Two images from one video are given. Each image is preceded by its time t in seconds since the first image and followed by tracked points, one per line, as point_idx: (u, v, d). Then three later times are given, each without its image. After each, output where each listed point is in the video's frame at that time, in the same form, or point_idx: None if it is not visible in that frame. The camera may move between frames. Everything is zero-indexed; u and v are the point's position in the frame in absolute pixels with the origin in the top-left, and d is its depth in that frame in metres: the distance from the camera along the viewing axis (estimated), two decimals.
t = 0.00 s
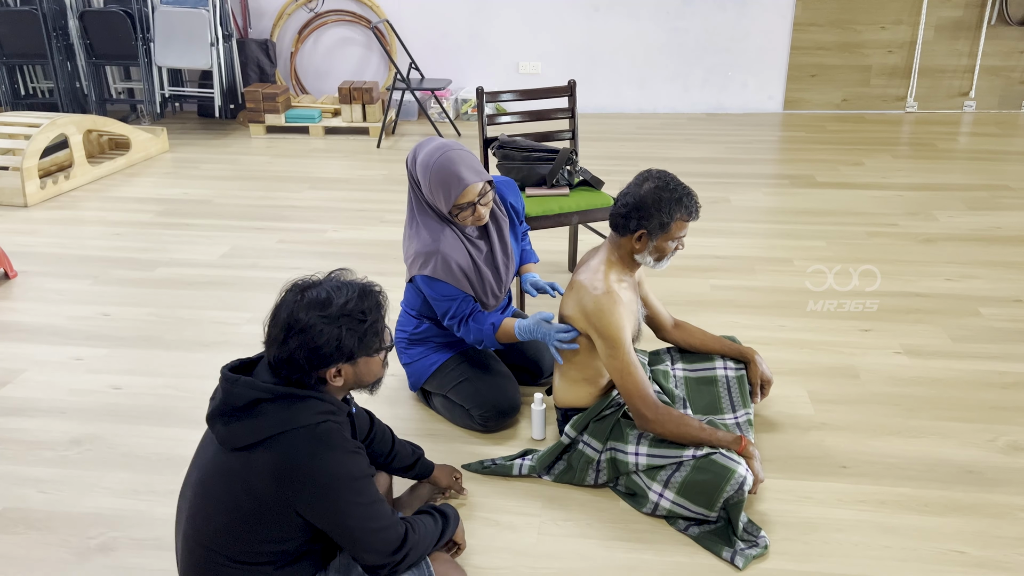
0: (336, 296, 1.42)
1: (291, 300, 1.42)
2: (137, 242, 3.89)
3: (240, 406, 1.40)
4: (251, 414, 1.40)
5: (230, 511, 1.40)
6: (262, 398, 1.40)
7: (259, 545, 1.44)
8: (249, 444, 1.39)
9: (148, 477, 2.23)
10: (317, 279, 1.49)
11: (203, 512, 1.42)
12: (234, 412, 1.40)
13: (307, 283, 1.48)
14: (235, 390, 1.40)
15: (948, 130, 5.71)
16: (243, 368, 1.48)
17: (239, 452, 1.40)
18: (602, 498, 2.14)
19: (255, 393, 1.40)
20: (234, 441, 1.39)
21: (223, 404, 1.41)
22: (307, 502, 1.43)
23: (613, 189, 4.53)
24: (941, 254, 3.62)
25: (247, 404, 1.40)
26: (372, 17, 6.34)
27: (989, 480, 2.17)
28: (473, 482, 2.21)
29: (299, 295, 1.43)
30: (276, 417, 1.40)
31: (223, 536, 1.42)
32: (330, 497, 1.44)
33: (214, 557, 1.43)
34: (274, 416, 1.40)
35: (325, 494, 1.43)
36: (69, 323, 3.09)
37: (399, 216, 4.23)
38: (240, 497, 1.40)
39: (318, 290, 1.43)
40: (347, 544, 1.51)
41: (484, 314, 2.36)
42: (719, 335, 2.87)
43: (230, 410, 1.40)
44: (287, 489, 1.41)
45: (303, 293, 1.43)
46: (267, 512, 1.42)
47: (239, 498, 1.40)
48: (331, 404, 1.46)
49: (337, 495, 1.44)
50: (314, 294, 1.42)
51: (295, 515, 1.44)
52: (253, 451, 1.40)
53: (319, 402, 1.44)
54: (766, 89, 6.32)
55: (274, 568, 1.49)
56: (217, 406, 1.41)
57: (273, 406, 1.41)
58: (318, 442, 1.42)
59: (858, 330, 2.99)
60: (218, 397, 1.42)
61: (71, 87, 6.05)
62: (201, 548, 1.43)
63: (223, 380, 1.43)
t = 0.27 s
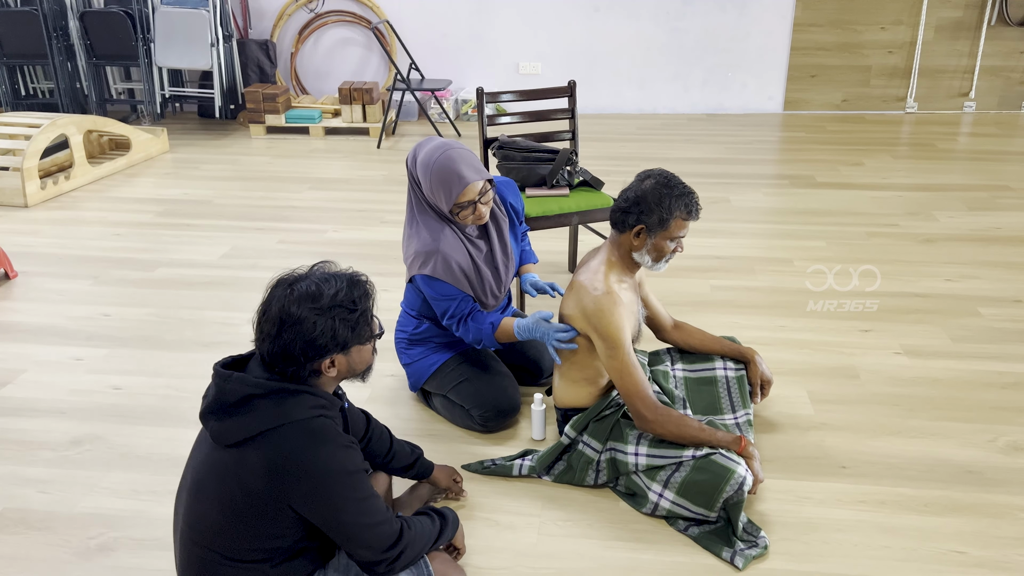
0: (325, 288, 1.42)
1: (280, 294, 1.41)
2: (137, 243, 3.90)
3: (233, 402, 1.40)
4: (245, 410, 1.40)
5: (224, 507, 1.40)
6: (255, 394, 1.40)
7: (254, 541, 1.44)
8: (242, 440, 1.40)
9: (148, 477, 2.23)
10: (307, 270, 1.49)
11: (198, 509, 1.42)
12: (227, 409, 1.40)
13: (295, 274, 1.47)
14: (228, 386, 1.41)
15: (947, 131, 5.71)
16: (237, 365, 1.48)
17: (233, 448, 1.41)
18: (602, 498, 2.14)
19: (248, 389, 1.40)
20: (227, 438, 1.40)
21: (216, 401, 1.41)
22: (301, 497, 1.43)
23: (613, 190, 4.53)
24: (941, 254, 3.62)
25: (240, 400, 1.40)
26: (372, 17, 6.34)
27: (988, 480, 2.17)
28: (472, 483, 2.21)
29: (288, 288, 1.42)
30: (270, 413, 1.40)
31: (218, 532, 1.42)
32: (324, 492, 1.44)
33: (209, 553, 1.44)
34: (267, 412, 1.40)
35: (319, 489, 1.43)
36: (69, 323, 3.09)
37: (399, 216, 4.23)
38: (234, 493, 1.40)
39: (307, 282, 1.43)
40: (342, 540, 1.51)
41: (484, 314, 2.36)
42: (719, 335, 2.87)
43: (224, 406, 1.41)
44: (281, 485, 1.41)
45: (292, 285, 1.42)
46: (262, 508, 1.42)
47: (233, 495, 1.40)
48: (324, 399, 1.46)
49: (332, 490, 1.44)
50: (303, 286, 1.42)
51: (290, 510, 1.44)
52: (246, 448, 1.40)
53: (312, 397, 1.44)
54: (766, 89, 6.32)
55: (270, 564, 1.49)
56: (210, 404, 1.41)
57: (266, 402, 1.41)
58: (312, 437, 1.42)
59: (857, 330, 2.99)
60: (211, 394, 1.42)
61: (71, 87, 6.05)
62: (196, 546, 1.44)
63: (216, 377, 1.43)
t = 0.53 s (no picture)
0: (326, 284, 1.43)
1: (282, 288, 1.43)
2: (138, 243, 3.90)
3: (234, 401, 1.40)
4: (245, 408, 1.40)
5: (224, 506, 1.40)
6: (255, 393, 1.40)
7: (254, 539, 1.44)
8: (242, 438, 1.40)
9: (149, 477, 2.23)
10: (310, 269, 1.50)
11: (199, 508, 1.42)
12: (227, 408, 1.40)
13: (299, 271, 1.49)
14: (229, 385, 1.41)
15: (948, 131, 5.71)
16: (239, 363, 1.48)
17: (234, 446, 1.41)
18: (602, 499, 2.14)
19: (248, 387, 1.40)
20: (227, 436, 1.40)
21: (217, 399, 1.41)
22: (301, 495, 1.43)
23: (614, 190, 4.53)
24: (941, 255, 3.62)
25: (240, 399, 1.40)
26: (373, 18, 6.35)
27: (989, 480, 2.17)
28: (473, 483, 2.21)
29: (291, 283, 1.43)
30: (271, 411, 1.40)
31: (218, 531, 1.42)
32: (325, 490, 1.44)
33: (209, 552, 1.43)
34: (267, 410, 1.40)
35: (320, 487, 1.43)
36: (70, 323, 3.09)
37: (399, 217, 4.23)
38: (235, 492, 1.40)
39: (309, 278, 1.44)
40: (343, 538, 1.51)
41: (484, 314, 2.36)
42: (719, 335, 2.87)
43: (225, 404, 1.41)
44: (281, 483, 1.41)
45: (295, 280, 1.44)
46: (262, 506, 1.42)
47: (234, 493, 1.40)
48: (324, 397, 1.46)
49: (332, 488, 1.44)
50: (305, 281, 1.43)
51: (290, 509, 1.44)
52: (247, 446, 1.40)
53: (311, 396, 1.44)
54: (767, 90, 6.32)
55: (270, 563, 1.48)
56: (211, 402, 1.41)
57: (267, 400, 1.41)
58: (313, 435, 1.42)
59: (858, 331, 2.99)
60: (212, 392, 1.42)
61: (72, 88, 6.05)
62: (197, 545, 1.44)
63: (216, 375, 1.43)
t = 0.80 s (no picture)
0: (335, 287, 1.43)
1: (291, 290, 1.43)
2: (139, 244, 3.90)
3: (237, 400, 1.40)
4: (249, 408, 1.40)
5: (226, 505, 1.41)
6: (259, 392, 1.41)
7: (257, 539, 1.44)
8: (245, 438, 1.40)
9: (150, 477, 2.23)
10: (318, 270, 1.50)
11: (202, 507, 1.42)
12: (231, 408, 1.41)
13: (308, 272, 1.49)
14: (233, 385, 1.41)
15: (950, 132, 5.71)
16: (243, 363, 1.48)
17: (237, 446, 1.41)
18: (603, 499, 2.14)
19: (252, 387, 1.40)
20: (230, 436, 1.40)
21: (220, 399, 1.41)
22: (304, 495, 1.43)
23: (615, 191, 4.53)
24: (942, 256, 3.62)
25: (244, 399, 1.40)
26: (375, 19, 6.35)
27: (990, 481, 2.17)
28: (474, 484, 2.21)
29: (300, 285, 1.43)
30: (274, 410, 1.41)
31: (221, 531, 1.42)
32: (328, 490, 1.44)
33: (211, 551, 1.44)
34: (270, 410, 1.40)
35: (323, 487, 1.43)
36: (71, 323, 3.09)
37: (401, 218, 4.23)
38: (238, 491, 1.40)
39: (318, 281, 1.44)
40: (346, 538, 1.51)
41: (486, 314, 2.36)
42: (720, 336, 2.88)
43: (228, 404, 1.41)
44: (285, 482, 1.41)
45: (304, 282, 1.44)
46: (265, 506, 1.42)
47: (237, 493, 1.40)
48: (327, 398, 1.47)
49: (335, 488, 1.44)
50: (314, 284, 1.43)
51: (293, 508, 1.44)
52: (250, 445, 1.40)
53: (315, 396, 1.45)
54: (768, 91, 6.32)
55: (272, 563, 1.49)
56: (214, 402, 1.41)
57: (270, 400, 1.41)
58: (316, 435, 1.42)
59: (860, 332, 2.99)
60: (215, 392, 1.42)
61: (74, 88, 6.06)
62: (200, 545, 1.44)
63: (220, 375, 1.44)
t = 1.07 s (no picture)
0: (337, 288, 1.43)
1: (292, 291, 1.43)
2: (141, 244, 3.91)
3: (239, 401, 1.41)
4: (251, 408, 1.40)
5: (228, 505, 1.41)
6: (261, 393, 1.41)
7: (259, 539, 1.44)
8: (247, 438, 1.40)
9: (152, 477, 2.23)
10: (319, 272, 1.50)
11: (204, 508, 1.42)
12: (233, 408, 1.41)
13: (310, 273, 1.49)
14: (235, 385, 1.41)
15: (951, 133, 5.71)
16: (246, 364, 1.49)
17: (239, 446, 1.41)
18: (605, 500, 2.14)
19: (254, 388, 1.40)
20: (232, 436, 1.40)
21: (222, 399, 1.41)
22: (306, 495, 1.43)
23: (617, 192, 4.53)
24: (944, 257, 3.62)
25: (246, 399, 1.40)
26: (377, 20, 6.36)
27: (991, 483, 2.16)
28: (476, 484, 2.21)
29: (301, 286, 1.44)
30: (275, 411, 1.41)
31: (222, 531, 1.42)
32: (330, 490, 1.44)
33: (213, 551, 1.44)
34: (272, 410, 1.40)
35: (325, 487, 1.44)
36: (73, 323, 3.10)
37: (402, 218, 4.23)
38: (239, 492, 1.40)
39: (320, 283, 1.44)
40: (347, 539, 1.51)
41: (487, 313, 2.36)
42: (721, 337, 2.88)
43: (230, 404, 1.41)
44: (287, 483, 1.41)
45: (305, 283, 1.44)
46: (267, 506, 1.42)
47: (239, 493, 1.40)
48: (329, 399, 1.47)
49: (337, 488, 1.45)
50: (316, 285, 1.43)
51: (295, 509, 1.44)
52: (253, 445, 1.40)
53: (317, 397, 1.45)
54: (770, 92, 6.32)
55: (274, 563, 1.49)
56: (216, 402, 1.42)
57: (272, 401, 1.41)
58: (317, 436, 1.42)
59: (861, 332, 2.99)
60: (218, 392, 1.42)
61: (76, 89, 6.07)
62: (202, 545, 1.44)
63: (223, 376, 1.44)
